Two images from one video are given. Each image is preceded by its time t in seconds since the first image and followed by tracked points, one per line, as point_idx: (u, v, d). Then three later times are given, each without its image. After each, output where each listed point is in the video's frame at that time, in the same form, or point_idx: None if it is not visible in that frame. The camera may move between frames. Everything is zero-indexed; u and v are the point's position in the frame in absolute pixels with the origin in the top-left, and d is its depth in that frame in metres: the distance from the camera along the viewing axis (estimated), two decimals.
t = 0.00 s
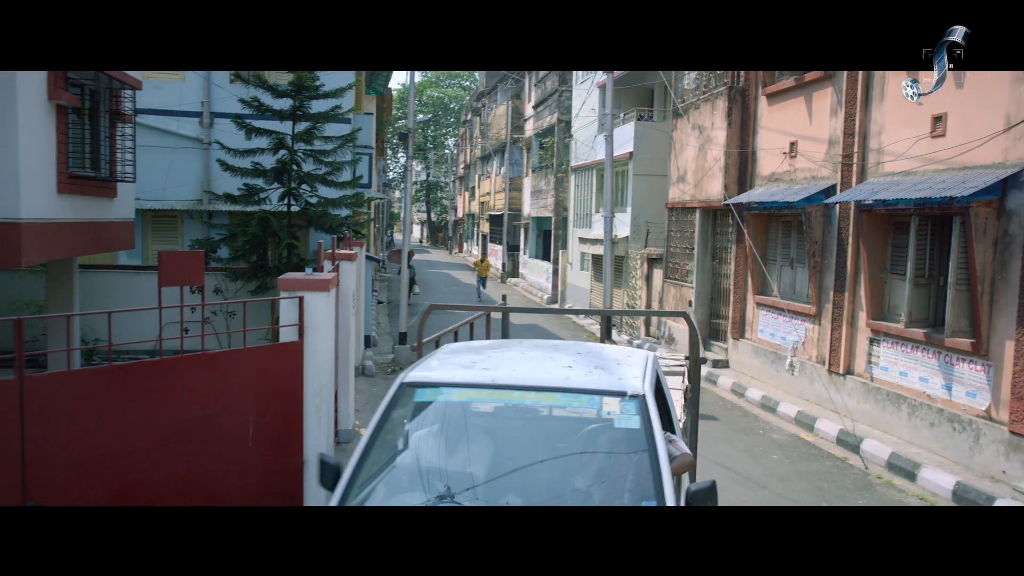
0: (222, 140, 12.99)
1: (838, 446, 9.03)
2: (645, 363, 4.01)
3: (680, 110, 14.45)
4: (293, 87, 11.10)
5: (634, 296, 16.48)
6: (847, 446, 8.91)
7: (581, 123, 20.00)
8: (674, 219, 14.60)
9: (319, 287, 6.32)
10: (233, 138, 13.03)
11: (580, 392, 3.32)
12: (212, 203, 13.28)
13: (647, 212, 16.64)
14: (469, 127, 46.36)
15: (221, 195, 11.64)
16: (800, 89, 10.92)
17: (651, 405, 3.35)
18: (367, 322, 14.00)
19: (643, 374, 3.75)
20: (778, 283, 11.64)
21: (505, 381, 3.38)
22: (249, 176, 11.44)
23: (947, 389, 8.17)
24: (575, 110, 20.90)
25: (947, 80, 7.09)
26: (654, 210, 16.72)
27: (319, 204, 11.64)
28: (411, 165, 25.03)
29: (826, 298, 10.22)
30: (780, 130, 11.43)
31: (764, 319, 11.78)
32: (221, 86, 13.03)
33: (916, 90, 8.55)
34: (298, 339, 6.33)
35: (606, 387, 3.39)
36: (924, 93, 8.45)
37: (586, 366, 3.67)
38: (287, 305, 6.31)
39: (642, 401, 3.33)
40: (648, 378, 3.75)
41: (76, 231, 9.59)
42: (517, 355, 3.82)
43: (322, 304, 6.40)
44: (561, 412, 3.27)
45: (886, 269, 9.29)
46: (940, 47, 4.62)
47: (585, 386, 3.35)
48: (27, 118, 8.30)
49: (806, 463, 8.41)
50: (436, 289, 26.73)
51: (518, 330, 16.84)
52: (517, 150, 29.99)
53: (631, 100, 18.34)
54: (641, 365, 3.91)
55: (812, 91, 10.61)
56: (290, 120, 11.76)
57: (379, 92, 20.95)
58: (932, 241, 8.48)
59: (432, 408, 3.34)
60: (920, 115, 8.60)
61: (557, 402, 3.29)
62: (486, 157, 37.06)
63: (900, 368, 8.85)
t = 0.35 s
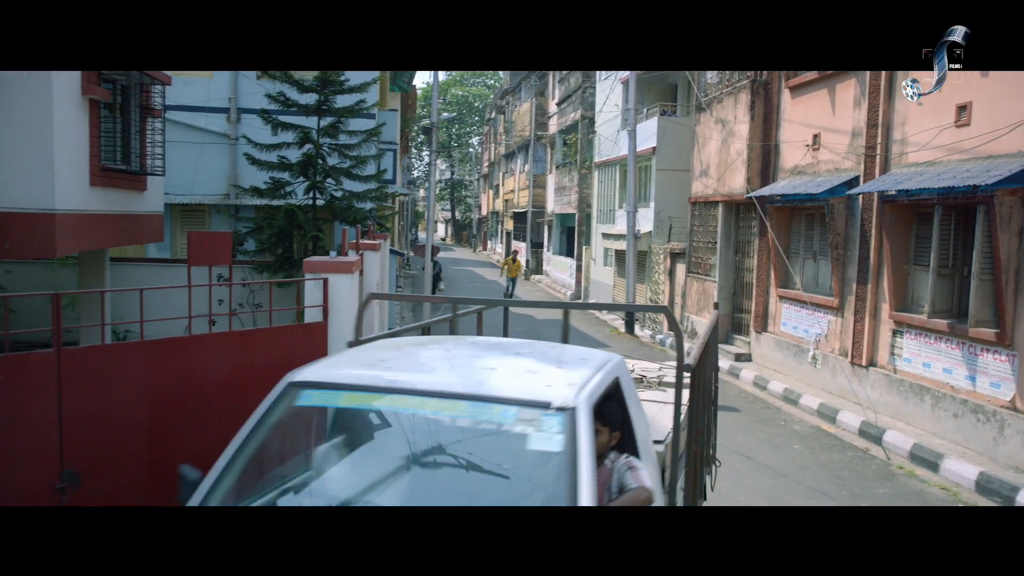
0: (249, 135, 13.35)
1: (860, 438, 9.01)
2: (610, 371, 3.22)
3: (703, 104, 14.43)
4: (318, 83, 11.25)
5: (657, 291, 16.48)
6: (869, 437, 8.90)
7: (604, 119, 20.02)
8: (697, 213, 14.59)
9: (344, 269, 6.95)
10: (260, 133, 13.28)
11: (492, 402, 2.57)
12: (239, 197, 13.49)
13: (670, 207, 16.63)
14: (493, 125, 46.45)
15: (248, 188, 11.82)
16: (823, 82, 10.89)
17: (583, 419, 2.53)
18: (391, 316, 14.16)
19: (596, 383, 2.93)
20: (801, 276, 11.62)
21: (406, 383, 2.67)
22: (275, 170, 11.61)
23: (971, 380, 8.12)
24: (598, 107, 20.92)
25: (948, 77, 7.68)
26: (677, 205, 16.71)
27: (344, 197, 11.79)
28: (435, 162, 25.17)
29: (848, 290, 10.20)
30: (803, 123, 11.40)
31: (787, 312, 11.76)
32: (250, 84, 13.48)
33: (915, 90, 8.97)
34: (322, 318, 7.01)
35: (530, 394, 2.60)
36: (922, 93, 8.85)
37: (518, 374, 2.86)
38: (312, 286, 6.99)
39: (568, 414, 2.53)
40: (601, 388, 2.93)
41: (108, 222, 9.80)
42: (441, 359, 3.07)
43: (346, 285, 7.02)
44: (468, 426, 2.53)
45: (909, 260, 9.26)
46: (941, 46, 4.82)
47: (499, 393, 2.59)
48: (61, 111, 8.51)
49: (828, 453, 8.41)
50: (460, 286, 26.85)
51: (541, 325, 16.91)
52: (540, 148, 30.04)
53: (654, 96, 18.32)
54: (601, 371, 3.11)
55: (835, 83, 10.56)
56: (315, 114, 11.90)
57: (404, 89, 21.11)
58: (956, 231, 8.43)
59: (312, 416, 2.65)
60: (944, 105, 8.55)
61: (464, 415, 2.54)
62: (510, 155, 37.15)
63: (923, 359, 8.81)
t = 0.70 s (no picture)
0: (274, 128, 13.55)
1: (880, 427, 8.98)
2: (480, 362, 2.51)
3: (725, 96, 14.41)
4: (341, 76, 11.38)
5: (678, 284, 16.48)
6: (889, 427, 8.88)
7: (626, 113, 20.03)
8: (719, 206, 14.58)
9: (365, 250, 7.39)
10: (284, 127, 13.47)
11: (250, 407, 1.92)
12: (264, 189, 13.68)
13: (691, 200, 16.62)
14: (516, 121, 46.54)
15: (273, 180, 12.00)
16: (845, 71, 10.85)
17: (358, 437, 1.85)
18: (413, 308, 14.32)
19: (437, 380, 2.22)
20: (822, 267, 11.60)
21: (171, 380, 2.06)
22: (299, 162, 11.78)
23: (993, 367, 8.08)
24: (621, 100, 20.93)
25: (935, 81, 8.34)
26: (698, 198, 16.69)
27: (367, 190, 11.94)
28: (458, 158, 25.34)
29: (869, 280, 10.17)
30: (825, 114, 11.38)
31: (808, 303, 11.75)
32: (274, 78, 13.68)
33: (914, 91, 9.26)
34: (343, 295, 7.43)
35: (305, 399, 1.93)
36: (922, 93, 9.16)
37: (336, 369, 2.21)
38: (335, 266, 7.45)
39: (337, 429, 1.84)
40: (438, 386, 2.21)
41: (138, 214, 10.02)
42: (259, 347, 2.45)
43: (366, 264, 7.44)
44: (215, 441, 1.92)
45: (931, 249, 9.22)
46: (940, 43, 5.16)
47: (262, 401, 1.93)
48: (93, 104, 8.72)
49: (847, 442, 8.40)
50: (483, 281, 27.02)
51: (564, 318, 17.00)
52: (563, 143, 30.07)
53: (677, 89, 18.30)
54: (459, 362, 2.41)
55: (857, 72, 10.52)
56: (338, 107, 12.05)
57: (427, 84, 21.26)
58: (977, 218, 8.39)
59: (62, 424, 2.12)
60: (965, 92, 8.49)
61: (208, 425, 1.93)
62: (533, 151, 37.22)
63: (944, 347, 8.77)
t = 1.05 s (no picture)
0: (290, 123, 13.73)
1: (892, 418, 8.99)
2: (258, 344, 1.88)
3: (739, 90, 14.41)
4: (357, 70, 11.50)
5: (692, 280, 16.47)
6: (902, 417, 8.87)
7: (641, 109, 20.05)
8: (732, 200, 14.58)
9: (377, 233, 7.58)
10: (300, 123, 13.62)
11: None
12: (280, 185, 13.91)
13: (705, 195, 16.61)
14: (531, 120, 46.61)
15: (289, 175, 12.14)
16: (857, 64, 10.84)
17: None
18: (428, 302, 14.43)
19: (157, 370, 1.65)
20: (835, 260, 11.60)
21: None
22: (314, 156, 11.92)
23: (1006, 357, 8.06)
24: (635, 97, 20.95)
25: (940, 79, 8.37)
26: (712, 193, 16.69)
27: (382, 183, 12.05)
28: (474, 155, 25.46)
29: (882, 272, 10.17)
30: (838, 107, 11.38)
31: (821, 296, 11.75)
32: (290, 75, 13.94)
33: (914, 90, 9.34)
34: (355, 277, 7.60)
35: None
36: (922, 93, 9.30)
37: (47, 351, 1.69)
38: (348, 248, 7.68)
39: None
40: (177, 375, 1.68)
41: (156, 206, 10.17)
42: (7, 320, 2.05)
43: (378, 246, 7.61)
44: None
45: (944, 240, 9.21)
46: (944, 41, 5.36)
47: None
48: (113, 98, 8.85)
49: (858, 431, 8.42)
50: (499, 278, 27.12)
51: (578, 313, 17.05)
52: (579, 141, 30.13)
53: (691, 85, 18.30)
54: (218, 345, 1.81)
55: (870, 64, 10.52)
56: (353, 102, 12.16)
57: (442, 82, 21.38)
58: (990, 208, 8.39)
59: None
60: (977, 82, 8.48)
61: None
62: (549, 149, 37.27)
63: (957, 338, 8.76)
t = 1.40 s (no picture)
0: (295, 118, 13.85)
1: (890, 407, 9.06)
2: None
3: (740, 85, 14.48)
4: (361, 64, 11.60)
5: (694, 275, 16.54)
6: (899, 406, 8.94)
7: (644, 106, 20.12)
8: (734, 195, 14.64)
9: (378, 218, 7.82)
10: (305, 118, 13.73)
11: None
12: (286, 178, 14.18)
13: (708, 191, 16.68)
14: (536, 119, 46.66)
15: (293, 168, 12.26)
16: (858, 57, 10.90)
17: None
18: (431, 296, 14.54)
19: None
20: (835, 253, 11.66)
21: None
22: (318, 150, 12.03)
23: (1002, 346, 8.12)
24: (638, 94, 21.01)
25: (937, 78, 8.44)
26: (715, 188, 16.75)
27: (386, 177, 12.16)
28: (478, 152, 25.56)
29: (881, 263, 10.24)
30: (838, 100, 11.44)
31: (822, 289, 11.82)
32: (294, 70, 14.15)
33: (915, 90, 9.47)
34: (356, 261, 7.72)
35: None
36: (922, 93, 9.40)
37: None
38: (349, 231, 7.84)
39: None
40: None
41: (161, 198, 10.28)
42: None
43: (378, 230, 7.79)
44: None
45: (942, 230, 9.27)
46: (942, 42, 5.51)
47: None
48: (120, 91, 8.97)
49: (855, 420, 8.49)
50: (503, 275, 27.20)
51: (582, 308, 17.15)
52: (583, 139, 30.22)
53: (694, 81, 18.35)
54: None
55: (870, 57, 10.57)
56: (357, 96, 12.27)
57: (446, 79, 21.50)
58: (986, 197, 8.46)
59: None
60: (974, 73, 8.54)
61: None
62: (553, 147, 37.34)
63: (955, 328, 8.82)
